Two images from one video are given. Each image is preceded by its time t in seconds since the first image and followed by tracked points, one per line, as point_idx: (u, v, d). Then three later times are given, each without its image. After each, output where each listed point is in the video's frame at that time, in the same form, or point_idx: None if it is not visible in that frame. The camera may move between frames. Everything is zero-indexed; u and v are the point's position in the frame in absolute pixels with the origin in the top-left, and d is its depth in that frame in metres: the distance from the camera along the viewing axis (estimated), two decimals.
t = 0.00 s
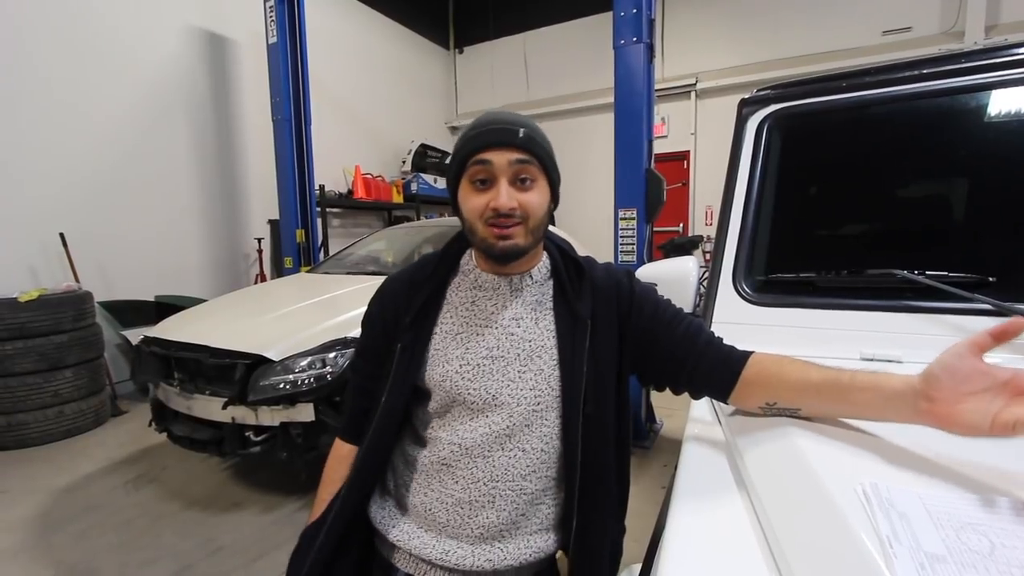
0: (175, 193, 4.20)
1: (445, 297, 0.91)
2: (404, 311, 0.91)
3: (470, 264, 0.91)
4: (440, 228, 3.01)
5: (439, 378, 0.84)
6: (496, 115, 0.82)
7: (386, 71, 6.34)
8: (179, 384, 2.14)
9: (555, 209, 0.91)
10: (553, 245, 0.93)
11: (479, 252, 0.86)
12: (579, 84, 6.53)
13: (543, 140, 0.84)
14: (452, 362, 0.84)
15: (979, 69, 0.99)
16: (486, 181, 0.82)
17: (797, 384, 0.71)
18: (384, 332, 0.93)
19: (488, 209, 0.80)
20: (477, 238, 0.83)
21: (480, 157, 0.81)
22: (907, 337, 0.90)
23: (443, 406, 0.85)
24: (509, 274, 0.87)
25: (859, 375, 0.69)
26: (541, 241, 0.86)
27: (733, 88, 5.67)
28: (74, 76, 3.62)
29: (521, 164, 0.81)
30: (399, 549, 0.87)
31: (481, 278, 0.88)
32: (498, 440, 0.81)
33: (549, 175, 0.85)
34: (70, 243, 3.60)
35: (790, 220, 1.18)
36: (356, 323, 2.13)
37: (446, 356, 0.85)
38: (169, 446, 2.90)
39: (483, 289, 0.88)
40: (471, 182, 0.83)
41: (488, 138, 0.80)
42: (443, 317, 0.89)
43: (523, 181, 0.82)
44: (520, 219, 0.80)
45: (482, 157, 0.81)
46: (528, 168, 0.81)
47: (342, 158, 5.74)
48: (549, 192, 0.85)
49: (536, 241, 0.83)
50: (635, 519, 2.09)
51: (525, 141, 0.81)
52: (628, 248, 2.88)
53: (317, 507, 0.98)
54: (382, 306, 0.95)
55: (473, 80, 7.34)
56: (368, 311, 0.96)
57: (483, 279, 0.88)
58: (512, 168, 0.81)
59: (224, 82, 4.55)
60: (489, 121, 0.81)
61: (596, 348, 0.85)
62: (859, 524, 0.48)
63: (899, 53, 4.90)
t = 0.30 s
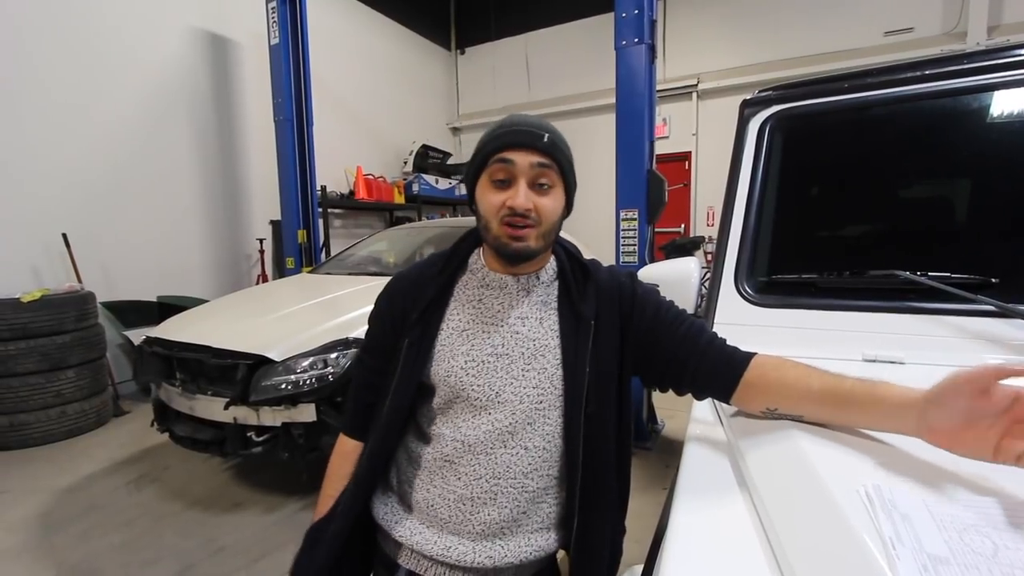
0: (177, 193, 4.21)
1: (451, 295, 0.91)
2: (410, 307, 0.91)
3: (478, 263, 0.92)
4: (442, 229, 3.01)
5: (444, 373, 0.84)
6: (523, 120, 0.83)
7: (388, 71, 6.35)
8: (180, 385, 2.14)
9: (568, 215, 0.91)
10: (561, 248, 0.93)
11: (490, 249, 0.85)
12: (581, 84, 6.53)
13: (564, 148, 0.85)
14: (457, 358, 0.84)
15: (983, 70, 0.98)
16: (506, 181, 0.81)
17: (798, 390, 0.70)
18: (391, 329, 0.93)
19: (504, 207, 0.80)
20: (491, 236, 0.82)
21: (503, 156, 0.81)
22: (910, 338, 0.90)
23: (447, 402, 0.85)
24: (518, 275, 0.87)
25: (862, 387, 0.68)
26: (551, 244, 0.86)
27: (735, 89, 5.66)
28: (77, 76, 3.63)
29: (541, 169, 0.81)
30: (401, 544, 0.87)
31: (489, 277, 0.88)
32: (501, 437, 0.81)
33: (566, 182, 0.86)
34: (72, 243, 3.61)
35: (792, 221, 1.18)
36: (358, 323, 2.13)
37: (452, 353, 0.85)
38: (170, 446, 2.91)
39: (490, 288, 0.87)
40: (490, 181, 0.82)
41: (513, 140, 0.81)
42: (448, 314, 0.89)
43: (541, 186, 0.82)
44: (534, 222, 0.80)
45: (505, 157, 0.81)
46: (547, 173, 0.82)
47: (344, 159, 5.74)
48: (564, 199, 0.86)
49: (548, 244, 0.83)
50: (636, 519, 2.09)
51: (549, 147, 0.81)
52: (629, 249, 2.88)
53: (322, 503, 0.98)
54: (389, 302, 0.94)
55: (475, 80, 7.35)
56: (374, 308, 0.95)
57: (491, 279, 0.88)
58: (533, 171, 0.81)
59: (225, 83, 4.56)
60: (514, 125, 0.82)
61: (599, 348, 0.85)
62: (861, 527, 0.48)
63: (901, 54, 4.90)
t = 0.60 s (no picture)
0: (177, 194, 4.21)
1: (453, 295, 0.90)
2: (412, 307, 0.90)
3: (478, 263, 0.91)
4: (442, 229, 3.01)
5: (445, 372, 0.84)
6: (514, 119, 0.84)
7: (388, 72, 6.35)
8: (181, 385, 2.14)
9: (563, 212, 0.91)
10: (560, 248, 0.93)
11: (490, 248, 0.85)
12: (581, 85, 6.53)
13: (558, 144, 0.86)
14: (458, 357, 0.84)
15: (984, 70, 0.98)
16: (502, 178, 0.82)
17: (795, 390, 0.70)
18: (393, 329, 0.92)
19: (502, 205, 0.80)
20: (490, 234, 0.82)
21: (498, 155, 0.81)
22: (910, 339, 0.90)
23: (448, 401, 0.85)
24: (518, 273, 0.87)
25: (868, 384, 0.68)
26: (549, 241, 0.87)
27: (735, 90, 5.66)
28: (78, 77, 3.64)
29: (536, 164, 0.81)
30: (404, 541, 0.88)
31: (489, 277, 0.88)
32: (501, 435, 0.81)
33: (561, 177, 0.86)
34: (73, 244, 3.62)
35: (792, 222, 1.18)
36: (359, 324, 2.13)
37: (452, 351, 0.85)
38: (171, 446, 2.91)
39: (490, 288, 0.87)
40: (487, 179, 0.83)
41: (508, 138, 0.81)
42: (450, 314, 0.89)
43: (537, 181, 0.82)
44: (532, 217, 0.80)
45: (500, 155, 0.81)
46: (542, 169, 0.82)
47: (344, 159, 5.75)
48: (560, 194, 0.86)
49: (545, 240, 0.83)
50: (636, 520, 2.08)
51: (541, 143, 0.82)
52: (630, 250, 2.88)
53: (352, 523, 0.97)
54: (392, 303, 0.93)
55: (476, 81, 7.35)
56: (376, 310, 0.95)
57: (491, 278, 0.88)
58: (528, 168, 0.81)
59: (226, 83, 4.57)
60: (507, 123, 0.83)
61: (599, 347, 0.84)
62: (862, 527, 0.49)
63: (901, 55, 4.90)
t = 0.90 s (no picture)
0: (177, 194, 4.21)
1: (449, 295, 0.90)
2: (408, 308, 0.90)
3: (473, 262, 0.91)
4: (442, 229, 3.01)
5: (445, 374, 0.84)
6: (517, 113, 0.83)
7: (388, 72, 6.35)
8: (181, 385, 2.14)
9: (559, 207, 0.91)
10: (555, 244, 0.92)
11: (492, 244, 0.84)
12: (581, 84, 6.53)
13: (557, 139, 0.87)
14: (457, 359, 0.83)
15: (983, 70, 0.98)
16: (509, 173, 0.81)
17: (789, 386, 0.72)
18: (389, 330, 0.92)
19: (512, 200, 0.79)
20: (496, 229, 0.81)
21: (504, 149, 0.80)
22: (911, 337, 0.90)
23: (448, 404, 0.85)
24: (516, 271, 0.87)
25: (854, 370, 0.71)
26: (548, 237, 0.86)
27: (735, 89, 5.66)
28: (78, 77, 3.63)
29: (542, 159, 0.82)
30: (409, 544, 0.88)
31: (484, 276, 0.88)
32: (503, 436, 0.81)
33: (560, 172, 0.87)
34: (73, 244, 3.61)
35: (792, 221, 1.18)
36: (359, 324, 2.14)
37: (451, 353, 0.84)
38: (171, 446, 2.91)
39: (486, 287, 0.87)
40: (491, 173, 0.82)
41: (515, 131, 0.80)
42: (447, 314, 0.88)
43: (543, 176, 0.82)
44: (539, 212, 0.80)
45: (507, 149, 0.80)
46: (547, 163, 0.82)
47: (344, 159, 5.74)
48: (559, 189, 0.87)
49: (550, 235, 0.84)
50: (637, 519, 2.08)
51: (545, 138, 0.83)
52: (629, 249, 2.88)
53: (343, 525, 0.97)
54: (385, 302, 0.94)
55: (475, 80, 7.35)
56: (371, 311, 0.95)
57: (486, 277, 0.87)
58: (535, 162, 0.81)
59: (225, 83, 4.56)
60: (511, 116, 0.82)
61: (599, 345, 0.84)
62: (863, 525, 0.48)
63: (901, 53, 4.90)
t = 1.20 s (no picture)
0: (176, 195, 4.21)
1: (448, 294, 0.89)
2: (408, 307, 0.89)
3: (474, 261, 0.90)
4: (441, 229, 3.01)
5: (443, 375, 0.84)
6: (514, 113, 0.83)
7: (387, 73, 6.35)
8: (181, 386, 2.14)
9: (562, 209, 0.90)
10: (556, 244, 0.91)
11: (484, 245, 0.85)
12: (580, 85, 6.53)
13: (559, 140, 0.84)
14: (456, 360, 0.83)
15: (982, 70, 0.99)
16: (498, 173, 0.81)
17: (786, 395, 0.71)
18: (388, 329, 0.92)
19: (497, 201, 0.80)
20: (483, 229, 0.82)
21: (494, 148, 0.81)
22: (913, 337, 0.90)
23: (446, 404, 0.85)
24: (513, 272, 0.86)
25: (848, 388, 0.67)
26: (545, 239, 0.85)
27: (734, 89, 5.67)
28: (76, 78, 3.63)
29: (534, 160, 0.81)
30: (406, 546, 0.87)
31: (484, 276, 0.87)
32: (501, 438, 0.81)
33: (561, 174, 0.85)
34: (72, 246, 3.61)
35: (793, 221, 1.18)
36: (359, 325, 2.14)
37: (450, 354, 0.84)
38: (171, 448, 2.91)
39: (486, 287, 0.87)
40: (483, 173, 0.82)
41: (506, 132, 0.80)
42: (446, 315, 0.88)
43: (534, 177, 0.81)
44: (525, 215, 0.79)
45: (498, 149, 0.81)
46: (540, 165, 0.81)
47: (343, 160, 5.74)
48: (558, 192, 0.85)
49: (540, 238, 0.83)
50: (638, 520, 2.08)
51: (541, 138, 0.81)
52: (629, 249, 2.88)
53: (346, 532, 0.96)
54: (385, 299, 0.94)
55: (474, 81, 7.35)
56: (371, 310, 0.95)
57: (486, 277, 0.87)
58: (525, 163, 0.80)
59: (224, 84, 4.56)
60: (509, 116, 0.82)
61: (598, 346, 0.84)
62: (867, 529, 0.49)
63: (900, 54, 4.91)
